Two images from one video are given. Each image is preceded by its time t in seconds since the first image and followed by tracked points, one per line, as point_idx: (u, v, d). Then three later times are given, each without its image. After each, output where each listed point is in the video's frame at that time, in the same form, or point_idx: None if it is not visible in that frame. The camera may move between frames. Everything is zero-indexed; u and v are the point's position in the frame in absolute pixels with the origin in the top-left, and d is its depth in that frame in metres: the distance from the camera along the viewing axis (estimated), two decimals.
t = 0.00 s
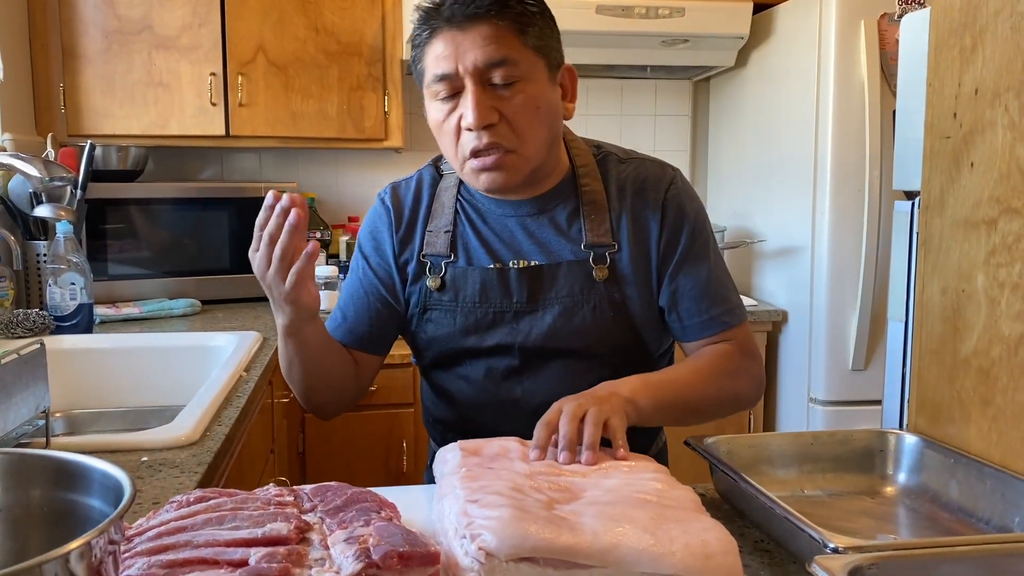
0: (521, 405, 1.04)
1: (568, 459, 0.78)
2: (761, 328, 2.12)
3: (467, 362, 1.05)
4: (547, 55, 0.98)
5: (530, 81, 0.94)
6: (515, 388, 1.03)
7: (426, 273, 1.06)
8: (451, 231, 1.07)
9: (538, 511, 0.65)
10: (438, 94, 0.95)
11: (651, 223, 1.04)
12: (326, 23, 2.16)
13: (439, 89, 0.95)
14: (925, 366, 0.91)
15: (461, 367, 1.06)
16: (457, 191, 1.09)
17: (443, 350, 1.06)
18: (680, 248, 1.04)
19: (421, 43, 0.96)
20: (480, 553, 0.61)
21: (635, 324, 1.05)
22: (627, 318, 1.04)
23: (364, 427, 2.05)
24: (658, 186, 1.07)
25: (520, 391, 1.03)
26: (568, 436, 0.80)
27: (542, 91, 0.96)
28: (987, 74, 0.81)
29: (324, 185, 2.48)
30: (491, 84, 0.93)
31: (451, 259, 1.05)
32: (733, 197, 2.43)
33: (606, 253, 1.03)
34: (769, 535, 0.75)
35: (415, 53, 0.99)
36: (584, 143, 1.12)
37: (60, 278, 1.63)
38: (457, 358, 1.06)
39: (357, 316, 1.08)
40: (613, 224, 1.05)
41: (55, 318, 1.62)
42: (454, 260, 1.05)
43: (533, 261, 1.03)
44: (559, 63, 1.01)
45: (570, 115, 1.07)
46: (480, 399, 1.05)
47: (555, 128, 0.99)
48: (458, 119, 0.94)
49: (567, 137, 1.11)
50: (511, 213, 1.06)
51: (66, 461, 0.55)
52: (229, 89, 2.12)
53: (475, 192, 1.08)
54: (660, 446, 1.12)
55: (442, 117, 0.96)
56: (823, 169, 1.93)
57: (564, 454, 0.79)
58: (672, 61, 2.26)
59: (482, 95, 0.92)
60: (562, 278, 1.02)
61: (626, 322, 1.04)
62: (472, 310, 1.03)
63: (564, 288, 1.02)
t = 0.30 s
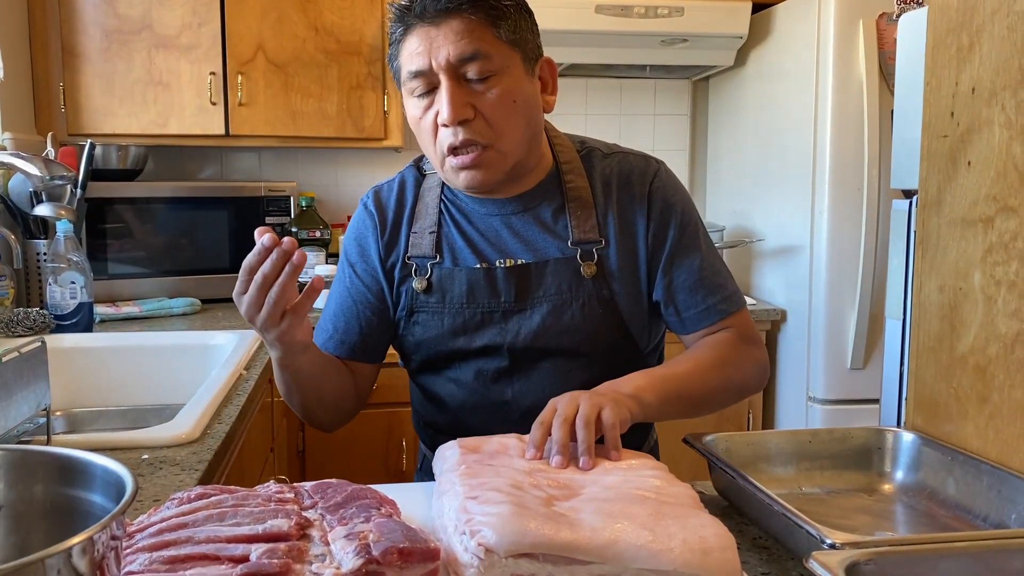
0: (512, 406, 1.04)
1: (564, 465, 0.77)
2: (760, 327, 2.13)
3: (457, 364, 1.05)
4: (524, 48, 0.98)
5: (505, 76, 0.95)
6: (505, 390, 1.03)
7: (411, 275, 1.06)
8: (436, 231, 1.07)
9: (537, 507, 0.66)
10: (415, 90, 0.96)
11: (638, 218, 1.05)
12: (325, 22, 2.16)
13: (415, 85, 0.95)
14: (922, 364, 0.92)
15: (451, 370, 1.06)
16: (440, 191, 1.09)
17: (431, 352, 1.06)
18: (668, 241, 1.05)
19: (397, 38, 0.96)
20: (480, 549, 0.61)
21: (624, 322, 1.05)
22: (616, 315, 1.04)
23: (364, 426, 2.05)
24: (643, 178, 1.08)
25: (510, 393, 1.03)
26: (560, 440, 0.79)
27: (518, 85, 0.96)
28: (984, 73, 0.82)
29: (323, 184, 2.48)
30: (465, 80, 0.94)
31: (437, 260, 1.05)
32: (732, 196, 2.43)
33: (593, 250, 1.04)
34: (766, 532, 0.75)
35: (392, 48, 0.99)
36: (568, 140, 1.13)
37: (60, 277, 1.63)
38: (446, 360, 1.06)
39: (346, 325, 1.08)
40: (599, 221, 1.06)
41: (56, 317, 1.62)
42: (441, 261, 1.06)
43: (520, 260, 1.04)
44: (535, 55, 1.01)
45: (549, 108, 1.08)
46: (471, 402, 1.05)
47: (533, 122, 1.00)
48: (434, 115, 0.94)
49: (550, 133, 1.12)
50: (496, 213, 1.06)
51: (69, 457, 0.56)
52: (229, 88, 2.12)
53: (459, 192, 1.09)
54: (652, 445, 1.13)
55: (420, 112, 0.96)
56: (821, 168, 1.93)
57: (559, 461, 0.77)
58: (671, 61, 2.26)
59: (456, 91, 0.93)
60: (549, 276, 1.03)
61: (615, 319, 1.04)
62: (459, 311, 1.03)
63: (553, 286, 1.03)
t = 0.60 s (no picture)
0: (505, 402, 1.04)
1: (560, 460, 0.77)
2: (759, 327, 2.13)
3: (449, 355, 1.05)
4: (526, 45, 0.97)
5: (503, 75, 0.94)
6: (498, 384, 1.04)
7: (411, 261, 1.06)
8: (438, 220, 1.07)
9: (537, 505, 0.66)
10: (418, 86, 0.97)
11: (638, 217, 1.06)
12: (325, 23, 2.16)
13: (417, 81, 0.96)
14: (919, 363, 0.92)
15: (443, 362, 1.06)
16: (444, 180, 1.10)
17: (425, 341, 1.06)
18: (668, 239, 1.05)
19: (402, 33, 0.97)
20: (481, 546, 0.62)
21: (618, 320, 1.05)
22: (612, 312, 1.05)
23: (363, 425, 2.05)
24: (645, 178, 1.09)
25: (503, 387, 1.04)
26: (554, 437, 0.79)
27: (517, 84, 0.96)
28: (981, 73, 0.82)
29: (323, 184, 2.49)
30: (464, 79, 0.94)
31: (437, 249, 1.06)
32: (731, 196, 2.44)
33: (593, 247, 1.05)
34: (765, 529, 0.76)
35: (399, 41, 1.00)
36: (573, 139, 1.13)
37: (60, 277, 1.63)
38: (439, 350, 1.06)
39: (344, 309, 1.07)
40: (600, 218, 1.06)
41: (56, 317, 1.63)
42: (440, 250, 1.06)
43: (519, 253, 1.04)
44: (541, 49, 1.00)
45: (555, 103, 1.08)
46: (462, 396, 1.05)
47: (533, 121, 1.00)
48: (433, 114, 0.96)
49: (556, 133, 1.13)
50: (498, 205, 1.07)
51: (72, 454, 0.56)
52: (229, 88, 2.12)
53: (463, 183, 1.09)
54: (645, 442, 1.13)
55: (422, 108, 0.98)
56: (820, 168, 1.94)
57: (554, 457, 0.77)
58: (670, 61, 2.27)
59: (453, 91, 0.93)
60: (548, 271, 1.04)
61: (610, 316, 1.05)
62: (456, 300, 1.04)
63: (551, 281, 1.03)
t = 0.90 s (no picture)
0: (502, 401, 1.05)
1: (568, 461, 0.79)
2: (758, 328, 2.14)
3: (450, 352, 1.06)
4: (552, 56, 0.99)
5: (529, 83, 0.95)
6: (498, 383, 1.05)
7: (417, 259, 1.07)
8: (446, 221, 1.08)
9: (538, 504, 0.67)
10: (441, 85, 0.97)
11: (644, 226, 1.06)
12: (326, 25, 2.17)
13: (441, 79, 0.97)
14: (918, 364, 0.93)
15: (443, 359, 1.07)
16: (454, 180, 1.10)
17: (427, 338, 1.07)
18: (672, 251, 1.06)
19: (430, 31, 0.97)
20: (483, 546, 0.62)
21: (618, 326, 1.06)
22: (611, 318, 1.06)
23: (363, 426, 2.06)
24: (654, 190, 1.09)
25: (501, 387, 1.05)
26: (568, 438, 0.80)
27: (540, 93, 0.97)
28: (979, 76, 0.83)
29: (323, 186, 2.49)
30: (489, 83, 0.95)
31: (443, 249, 1.06)
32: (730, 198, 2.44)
33: (597, 255, 1.05)
34: (765, 529, 0.76)
35: (425, 40, 1.00)
36: (583, 145, 1.13)
37: (61, 278, 1.64)
38: (440, 347, 1.07)
39: (346, 300, 1.08)
40: (606, 226, 1.07)
41: (58, 318, 1.63)
42: (446, 249, 1.07)
43: (523, 257, 1.05)
44: (565, 63, 1.02)
45: (571, 115, 1.09)
46: (461, 393, 1.06)
47: (552, 130, 1.01)
48: (454, 113, 0.96)
49: (568, 140, 1.13)
50: (505, 208, 1.07)
51: (78, 455, 0.56)
52: (229, 90, 2.13)
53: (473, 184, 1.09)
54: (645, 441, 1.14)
55: (442, 107, 0.98)
56: (819, 169, 1.94)
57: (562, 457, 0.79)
58: (669, 63, 2.27)
59: (478, 94, 0.94)
60: (551, 276, 1.04)
61: (610, 321, 1.06)
62: (459, 299, 1.04)
63: (553, 287, 1.04)
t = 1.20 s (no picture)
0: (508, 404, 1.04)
1: (565, 461, 0.79)
2: (757, 329, 2.14)
3: (454, 362, 1.06)
4: (513, 56, 1.00)
5: (492, 82, 0.96)
6: (501, 385, 1.04)
7: (408, 275, 1.07)
8: (432, 233, 1.08)
9: (540, 504, 0.67)
10: (406, 95, 0.98)
11: (627, 217, 1.07)
12: (326, 26, 2.17)
13: (405, 89, 0.97)
14: (917, 364, 0.93)
15: (448, 367, 1.07)
16: (436, 194, 1.11)
17: (429, 352, 1.07)
18: (659, 234, 1.05)
19: (390, 46, 0.99)
20: (485, 544, 0.63)
21: (615, 319, 1.07)
22: (607, 310, 1.06)
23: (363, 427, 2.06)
24: (632, 178, 1.09)
25: (506, 389, 1.04)
26: (564, 436, 0.80)
27: (504, 91, 0.97)
28: (978, 78, 0.83)
29: (323, 187, 2.50)
30: (452, 85, 0.95)
31: (433, 262, 1.07)
32: (729, 199, 2.45)
33: (583, 248, 1.06)
34: (765, 529, 0.77)
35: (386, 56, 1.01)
36: (558, 142, 1.14)
37: (61, 278, 1.65)
38: (444, 359, 1.07)
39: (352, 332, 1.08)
40: (588, 220, 1.07)
41: (58, 318, 1.63)
42: (436, 262, 1.07)
43: (512, 259, 1.05)
44: (525, 62, 1.03)
45: (536, 115, 1.09)
46: (469, 401, 1.05)
47: (520, 127, 1.01)
48: (422, 119, 0.96)
49: (541, 138, 1.13)
50: (488, 213, 1.07)
51: (82, 455, 0.57)
52: (230, 91, 2.13)
53: (454, 197, 1.10)
54: (652, 440, 1.14)
55: (410, 116, 0.98)
56: (817, 171, 1.95)
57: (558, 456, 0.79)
58: (668, 65, 2.28)
59: (442, 97, 0.95)
60: (541, 274, 1.05)
61: (607, 316, 1.06)
62: (454, 309, 1.05)
63: (545, 284, 1.04)
